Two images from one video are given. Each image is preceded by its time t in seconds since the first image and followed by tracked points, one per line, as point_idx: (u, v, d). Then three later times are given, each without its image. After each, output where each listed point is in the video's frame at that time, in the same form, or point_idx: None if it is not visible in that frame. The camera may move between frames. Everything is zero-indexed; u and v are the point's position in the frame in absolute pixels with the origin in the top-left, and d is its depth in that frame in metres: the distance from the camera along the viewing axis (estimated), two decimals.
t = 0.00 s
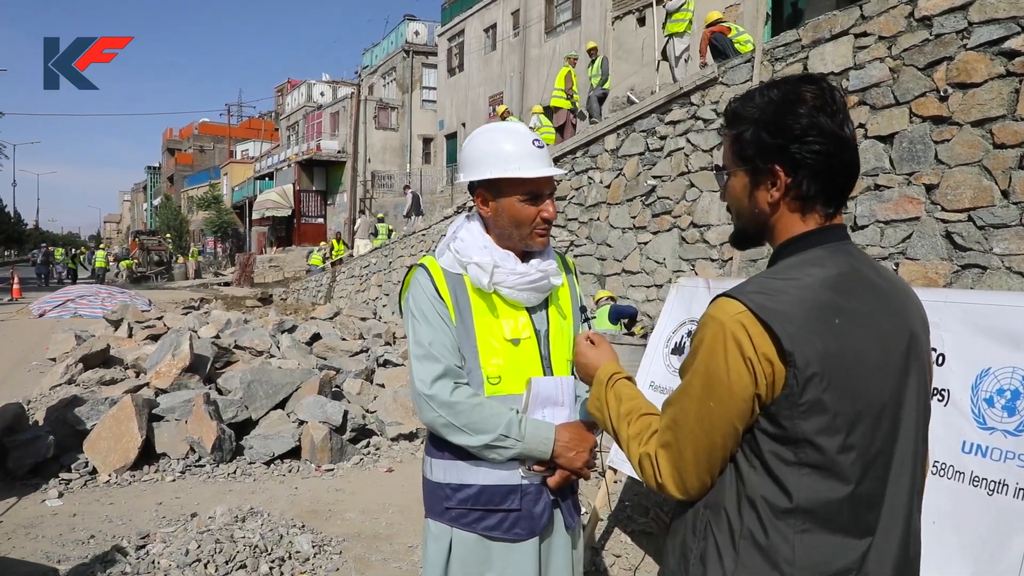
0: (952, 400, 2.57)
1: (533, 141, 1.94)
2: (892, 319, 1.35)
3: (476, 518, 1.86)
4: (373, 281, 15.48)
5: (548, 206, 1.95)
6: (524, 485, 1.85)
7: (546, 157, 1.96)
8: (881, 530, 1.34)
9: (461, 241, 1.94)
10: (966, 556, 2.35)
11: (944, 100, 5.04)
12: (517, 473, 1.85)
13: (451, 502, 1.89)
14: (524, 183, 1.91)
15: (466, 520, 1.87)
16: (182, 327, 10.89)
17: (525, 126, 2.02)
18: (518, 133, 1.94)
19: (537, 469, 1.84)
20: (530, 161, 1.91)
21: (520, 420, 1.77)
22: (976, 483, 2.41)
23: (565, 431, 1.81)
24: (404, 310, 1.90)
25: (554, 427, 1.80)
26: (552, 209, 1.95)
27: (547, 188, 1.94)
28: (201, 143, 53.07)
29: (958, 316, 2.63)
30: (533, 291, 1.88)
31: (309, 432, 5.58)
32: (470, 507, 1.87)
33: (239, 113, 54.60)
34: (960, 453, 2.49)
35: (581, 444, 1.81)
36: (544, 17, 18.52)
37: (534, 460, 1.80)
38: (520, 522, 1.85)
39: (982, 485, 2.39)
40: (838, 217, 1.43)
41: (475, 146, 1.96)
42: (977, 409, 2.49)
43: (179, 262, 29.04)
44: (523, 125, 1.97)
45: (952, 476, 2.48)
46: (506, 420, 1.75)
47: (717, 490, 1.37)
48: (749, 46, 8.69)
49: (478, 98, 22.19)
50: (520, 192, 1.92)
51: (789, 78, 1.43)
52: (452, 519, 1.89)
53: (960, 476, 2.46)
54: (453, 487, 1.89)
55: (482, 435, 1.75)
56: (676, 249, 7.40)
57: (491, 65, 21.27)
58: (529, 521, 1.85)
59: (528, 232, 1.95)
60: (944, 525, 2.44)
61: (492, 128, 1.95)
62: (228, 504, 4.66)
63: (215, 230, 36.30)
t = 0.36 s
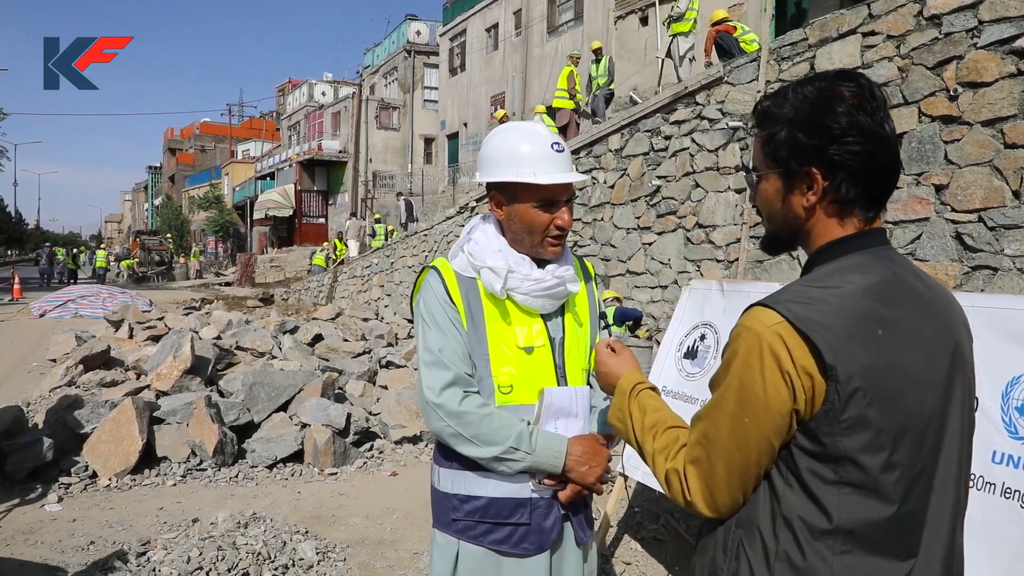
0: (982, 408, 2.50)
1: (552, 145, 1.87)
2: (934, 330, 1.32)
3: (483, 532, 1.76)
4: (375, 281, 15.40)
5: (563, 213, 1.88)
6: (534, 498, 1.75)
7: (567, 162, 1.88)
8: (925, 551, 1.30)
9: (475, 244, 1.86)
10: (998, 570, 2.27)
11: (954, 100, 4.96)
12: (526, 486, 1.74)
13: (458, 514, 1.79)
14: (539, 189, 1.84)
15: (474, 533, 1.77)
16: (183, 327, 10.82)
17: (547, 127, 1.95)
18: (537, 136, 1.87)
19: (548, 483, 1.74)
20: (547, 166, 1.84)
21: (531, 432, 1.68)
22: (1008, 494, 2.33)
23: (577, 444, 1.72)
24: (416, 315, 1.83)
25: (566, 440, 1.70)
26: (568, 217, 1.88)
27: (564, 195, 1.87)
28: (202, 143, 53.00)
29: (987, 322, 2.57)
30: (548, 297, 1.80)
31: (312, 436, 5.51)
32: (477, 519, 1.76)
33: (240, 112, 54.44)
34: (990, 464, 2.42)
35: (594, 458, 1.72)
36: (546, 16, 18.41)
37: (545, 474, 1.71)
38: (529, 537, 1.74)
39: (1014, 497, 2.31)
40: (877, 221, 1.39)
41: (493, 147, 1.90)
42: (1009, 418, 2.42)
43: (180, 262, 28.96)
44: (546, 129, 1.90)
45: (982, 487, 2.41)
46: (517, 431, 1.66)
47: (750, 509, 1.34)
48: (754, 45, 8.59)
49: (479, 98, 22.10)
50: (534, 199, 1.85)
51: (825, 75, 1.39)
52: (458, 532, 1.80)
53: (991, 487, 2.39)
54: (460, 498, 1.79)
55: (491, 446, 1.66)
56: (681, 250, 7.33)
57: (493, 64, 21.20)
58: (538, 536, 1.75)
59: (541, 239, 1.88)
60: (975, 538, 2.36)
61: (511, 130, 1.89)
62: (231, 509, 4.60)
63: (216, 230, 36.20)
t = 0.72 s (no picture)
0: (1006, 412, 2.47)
1: (573, 145, 1.83)
2: (970, 333, 1.28)
3: (502, 539, 1.72)
4: (377, 282, 15.34)
5: (583, 215, 1.84)
6: (554, 505, 1.71)
7: (587, 162, 1.85)
8: (959, 560, 1.27)
9: (491, 245, 1.83)
10: None
11: (961, 100, 4.92)
12: (546, 493, 1.70)
13: (476, 521, 1.75)
14: (559, 190, 1.81)
15: (492, 540, 1.73)
16: (185, 328, 10.78)
17: (566, 126, 1.91)
18: (557, 136, 1.83)
19: (568, 489, 1.70)
20: (567, 167, 1.81)
21: (551, 436, 1.64)
22: None
23: (598, 450, 1.68)
24: (431, 317, 1.79)
25: (587, 445, 1.67)
26: (587, 218, 1.85)
27: (583, 196, 1.84)
28: (202, 144, 52.98)
29: (1010, 325, 2.54)
30: (566, 299, 1.76)
31: (316, 438, 5.47)
32: (496, 527, 1.72)
33: (240, 113, 54.40)
34: (1016, 469, 2.39)
35: (615, 463, 1.68)
36: (548, 17, 18.37)
37: (566, 479, 1.67)
38: (549, 544, 1.71)
39: None
40: (910, 222, 1.35)
41: (511, 147, 1.86)
42: None
43: (180, 263, 28.91)
44: (565, 127, 1.86)
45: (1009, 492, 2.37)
46: (537, 436, 1.62)
47: (779, 517, 1.29)
48: (759, 46, 8.55)
49: (481, 99, 22.07)
50: (554, 200, 1.82)
51: (862, 71, 1.35)
52: (476, 540, 1.75)
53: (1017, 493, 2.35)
54: (478, 505, 1.74)
55: (510, 451, 1.62)
56: (685, 251, 7.28)
57: (494, 65, 21.16)
58: (558, 544, 1.71)
59: (560, 240, 1.84)
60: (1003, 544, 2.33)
61: (530, 129, 1.85)
62: (235, 512, 4.56)
63: (217, 231, 36.15)
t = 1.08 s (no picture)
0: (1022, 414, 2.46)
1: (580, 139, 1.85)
2: (989, 336, 1.26)
3: (518, 547, 1.70)
4: (378, 283, 15.33)
5: (599, 208, 1.84)
6: (571, 511, 1.69)
7: (594, 156, 1.86)
8: (980, 565, 1.25)
9: (502, 249, 1.81)
10: None
11: (965, 100, 4.90)
12: (563, 498, 1.69)
13: (491, 529, 1.73)
14: (570, 188, 1.81)
15: (508, 548, 1.71)
16: (186, 329, 10.77)
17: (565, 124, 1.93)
18: (563, 132, 1.84)
19: (585, 494, 1.68)
20: (580, 161, 1.81)
21: (568, 441, 1.63)
22: None
23: (615, 454, 1.67)
24: (442, 323, 1.77)
25: (603, 450, 1.65)
26: (603, 212, 1.84)
27: (596, 191, 1.84)
28: (203, 145, 52.98)
29: None
30: (579, 301, 1.75)
31: (319, 440, 5.46)
32: (512, 534, 1.70)
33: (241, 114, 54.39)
34: None
35: (631, 467, 1.67)
36: (549, 17, 18.35)
37: (582, 485, 1.65)
38: (566, 551, 1.69)
39: None
40: (926, 226, 1.34)
41: (517, 148, 1.86)
42: None
43: (181, 264, 28.91)
44: (570, 125, 1.87)
45: None
46: (553, 442, 1.61)
47: (797, 525, 1.27)
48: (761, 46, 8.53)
49: (481, 100, 22.06)
50: (569, 196, 1.81)
51: (881, 73, 1.33)
52: (492, 548, 1.73)
53: None
54: (493, 513, 1.72)
55: (526, 457, 1.60)
56: (688, 252, 7.26)
57: (495, 66, 21.15)
58: (576, 550, 1.69)
59: (574, 238, 1.83)
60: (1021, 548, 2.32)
61: (534, 129, 1.86)
62: (238, 515, 4.54)
63: (218, 231, 36.14)
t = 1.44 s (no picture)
0: None
1: (589, 137, 1.83)
2: (1008, 336, 1.24)
3: (527, 551, 1.68)
4: (379, 284, 15.31)
5: (606, 206, 1.82)
6: (581, 514, 1.67)
7: (602, 154, 1.85)
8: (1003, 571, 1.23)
9: (510, 249, 1.79)
10: None
11: (968, 100, 4.88)
12: (573, 502, 1.66)
13: (500, 533, 1.70)
14: (576, 183, 1.80)
15: (517, 553, 1.69)
16: (186, 330, 10.74)
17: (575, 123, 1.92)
18: (571, 130, 1.83)
19: (595, 498, 1.66)
20: (586, 158, 1.80)
21: (578, 444, 1.60)
22: None
23: (625, 456, 1.65)
24: (450, 324, 1.75)
25: (614, 452, 1.63)
26: (609, 210, 1.83)
27: (604, 187, 1.83)
28: (203, 145, 52.98)
29: None
30: (588, 302, 1.73)
31: (321, 441, 5.44)
32: (521, 538, 1.68)
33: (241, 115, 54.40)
34: None
35: (642, 470, 1.65)
36: (550, 18, 18.33)
37: (593, 488, 1.63)
38: (576, 555, 1.67)
39: None
40: (941, 225, 1.32)
41: (525, 146, 1.86)
42: None
43: (182, 265, 28.90)
44: (578, 123, 1.86)
45: None
46: (564, 444, 1.58)
47: (813, 530, 1.26)
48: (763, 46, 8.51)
49: (482, 100, 22.04)
50: (574, 193, 1.80)
51: (889, 71, 1.31)
52: (501, 552, 1.71)
53: None
54: (502, 517, 1.70)
55: (536, 459, 1.57)
56: (690, 253, 7.24)
57: (496, 66, 21.13)
58: (585, 554, 1.67)
59: (581, 236, 1.81)
60: None
61: (544, 127, 1.85)
62: (240, 517, 4.52)
63: (218, 232, 36.11)
